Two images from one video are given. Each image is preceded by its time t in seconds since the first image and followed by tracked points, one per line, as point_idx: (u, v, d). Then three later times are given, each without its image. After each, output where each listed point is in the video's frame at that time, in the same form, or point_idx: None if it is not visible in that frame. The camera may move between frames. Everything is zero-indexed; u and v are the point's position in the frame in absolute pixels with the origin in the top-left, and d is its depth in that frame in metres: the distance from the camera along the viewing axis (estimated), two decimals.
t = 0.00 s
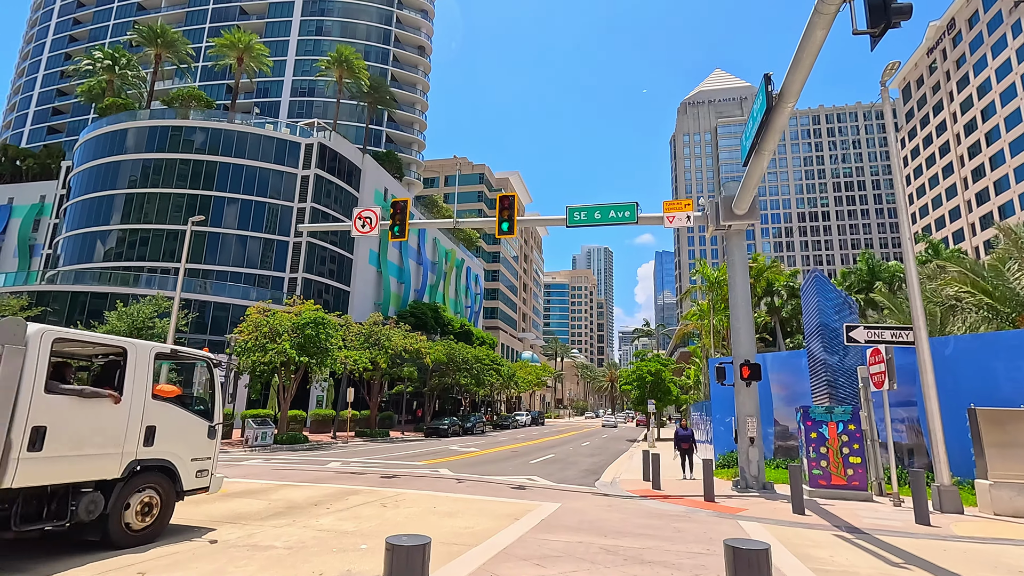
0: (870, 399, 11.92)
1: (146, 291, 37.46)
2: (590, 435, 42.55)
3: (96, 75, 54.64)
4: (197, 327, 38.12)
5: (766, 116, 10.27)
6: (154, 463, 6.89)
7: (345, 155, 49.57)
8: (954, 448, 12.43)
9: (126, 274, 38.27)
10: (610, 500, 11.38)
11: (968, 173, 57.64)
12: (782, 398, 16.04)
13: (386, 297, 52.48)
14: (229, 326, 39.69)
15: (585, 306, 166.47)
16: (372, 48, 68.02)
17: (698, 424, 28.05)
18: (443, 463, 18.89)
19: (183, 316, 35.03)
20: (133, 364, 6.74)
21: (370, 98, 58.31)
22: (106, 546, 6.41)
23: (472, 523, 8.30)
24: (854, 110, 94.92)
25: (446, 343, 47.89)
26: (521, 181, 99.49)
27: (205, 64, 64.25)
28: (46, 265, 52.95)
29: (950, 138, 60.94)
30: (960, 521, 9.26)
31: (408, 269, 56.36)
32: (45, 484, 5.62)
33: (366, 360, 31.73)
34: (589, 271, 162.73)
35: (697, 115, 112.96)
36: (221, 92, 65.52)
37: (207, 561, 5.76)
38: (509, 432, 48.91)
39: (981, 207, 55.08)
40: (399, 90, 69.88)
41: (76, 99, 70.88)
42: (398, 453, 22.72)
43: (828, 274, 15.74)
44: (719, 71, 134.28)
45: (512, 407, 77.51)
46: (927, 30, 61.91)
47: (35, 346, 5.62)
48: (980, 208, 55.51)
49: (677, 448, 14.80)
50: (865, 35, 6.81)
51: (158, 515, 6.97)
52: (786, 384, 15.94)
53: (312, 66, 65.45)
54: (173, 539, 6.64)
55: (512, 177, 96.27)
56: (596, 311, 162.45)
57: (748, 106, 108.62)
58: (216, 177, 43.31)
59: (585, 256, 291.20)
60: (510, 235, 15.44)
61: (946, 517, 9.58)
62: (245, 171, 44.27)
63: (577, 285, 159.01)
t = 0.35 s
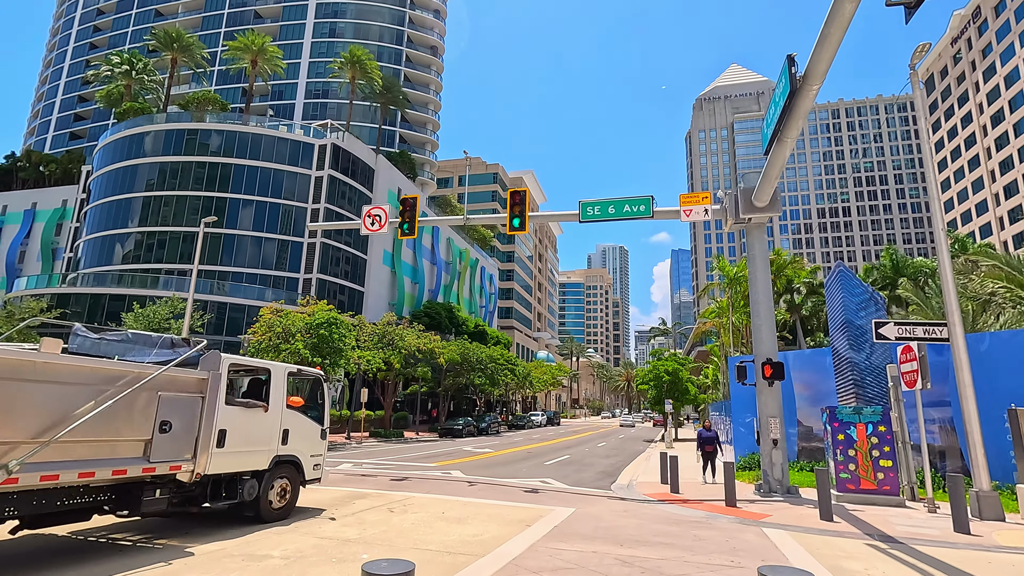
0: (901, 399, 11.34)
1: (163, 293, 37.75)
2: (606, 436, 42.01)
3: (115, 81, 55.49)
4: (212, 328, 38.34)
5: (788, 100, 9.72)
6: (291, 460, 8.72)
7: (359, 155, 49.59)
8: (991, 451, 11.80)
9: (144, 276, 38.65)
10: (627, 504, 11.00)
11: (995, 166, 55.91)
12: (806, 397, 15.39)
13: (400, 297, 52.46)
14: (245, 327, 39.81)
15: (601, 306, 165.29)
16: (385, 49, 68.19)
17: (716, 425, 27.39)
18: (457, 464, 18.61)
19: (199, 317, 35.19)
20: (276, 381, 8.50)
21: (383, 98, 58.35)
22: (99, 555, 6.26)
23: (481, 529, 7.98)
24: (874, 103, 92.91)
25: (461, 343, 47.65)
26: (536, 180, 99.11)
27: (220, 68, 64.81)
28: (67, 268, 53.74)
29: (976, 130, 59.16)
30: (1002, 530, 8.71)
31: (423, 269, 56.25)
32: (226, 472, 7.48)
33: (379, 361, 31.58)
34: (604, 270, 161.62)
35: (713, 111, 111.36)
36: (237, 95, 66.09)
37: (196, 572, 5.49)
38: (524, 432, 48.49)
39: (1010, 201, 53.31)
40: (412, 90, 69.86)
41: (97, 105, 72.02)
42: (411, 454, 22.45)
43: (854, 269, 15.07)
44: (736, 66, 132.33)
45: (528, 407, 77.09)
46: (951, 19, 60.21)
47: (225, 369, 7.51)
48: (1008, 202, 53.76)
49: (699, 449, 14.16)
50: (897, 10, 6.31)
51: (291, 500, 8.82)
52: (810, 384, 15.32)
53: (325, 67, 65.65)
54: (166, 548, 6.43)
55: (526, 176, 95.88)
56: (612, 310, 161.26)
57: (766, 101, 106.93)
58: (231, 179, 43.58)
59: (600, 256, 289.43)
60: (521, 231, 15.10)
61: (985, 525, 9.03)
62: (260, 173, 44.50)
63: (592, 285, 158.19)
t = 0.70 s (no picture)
0: (926, 399, 10.82)
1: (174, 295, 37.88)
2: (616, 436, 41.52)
3: (128, 84, 55.98)
4: (222, 329, 38.39)
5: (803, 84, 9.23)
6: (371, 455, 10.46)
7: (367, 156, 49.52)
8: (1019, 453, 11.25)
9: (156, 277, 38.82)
10: (638, 507, 10.61)
11: (1015, 161, 54.62)
12: (825, 397, 14.84)
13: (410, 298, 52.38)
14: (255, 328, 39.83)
15: (612, 306, 164.32)
16: (394, 50, 68.23)
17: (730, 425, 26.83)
18: (464, 466, 18.29)
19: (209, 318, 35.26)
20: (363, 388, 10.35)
21: (392, 98, 58.29)
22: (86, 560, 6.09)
23: (484, 534, 7.64)
24: (889, 99, 91.36)
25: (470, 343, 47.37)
26: (545, 180, 98.66)
27: (231, 71, 65.14)
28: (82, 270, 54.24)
29: (995, 125, 57.79)
30: None
31: (432, 270, 56.12)
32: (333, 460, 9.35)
33: (388, 361, 31.37)
34: (615, 270, 160.64)
35: (725, 109, 110.17)
36: (247, 98, 66.45)
37: None
38: (534, 433, 48.09)
39: None
40: (421, 91, 69.76)
41: (111, 110, 72.75)
42: (418, 456, 22.18)
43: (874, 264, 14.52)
44: (748, 63, 130.94)
45: (539, 408, 76.65)
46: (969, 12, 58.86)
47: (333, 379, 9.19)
48: None
49: (715, 451, 13.68)
50: None
51: (374, 485, 10.71)
52: (828, 383, 14.78)
53: (335, 69, 65.76)
54: (158, 555, 6.26)
55: (536, 176, 95.52)
56: (623, 310, 160.22)
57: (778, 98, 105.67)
58: (242, 181, 43.68)
59: (611, 256, 288.18)
60: (528, 227, 14.76)
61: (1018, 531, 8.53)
62: (270, 174, 44.57)
63: (604, 285, 157.26)
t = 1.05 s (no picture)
0: (950, 400, 10.34)
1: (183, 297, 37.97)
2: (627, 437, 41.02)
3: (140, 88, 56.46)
4: (233, 329, 38.52)
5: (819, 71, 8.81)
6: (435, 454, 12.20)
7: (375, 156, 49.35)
8: None
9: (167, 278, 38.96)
10: (648, 513, 10.23)
11: None
12: (842, 398, 14.35)
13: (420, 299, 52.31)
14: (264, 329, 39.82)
15: (623, 307, 163.22)
16: (403, 52, 68.28)
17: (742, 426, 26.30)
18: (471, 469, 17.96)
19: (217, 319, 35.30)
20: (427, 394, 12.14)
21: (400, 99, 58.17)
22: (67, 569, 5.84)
23: (485, 541, 7.33)
24: (904, 95, 89.96)
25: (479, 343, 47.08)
26: (555, 180, 98.17)
27: (241, 73, 65.51)
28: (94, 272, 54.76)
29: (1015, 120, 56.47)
30: None
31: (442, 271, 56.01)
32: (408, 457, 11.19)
33: (396, 362, 31.18)
34: (625, 270, 159.80)
35: (736, 107, 109.08)
36: (257, 100, 66.77)
37: None
38: (544, 435, 47.78)
39: None
40: (429, 91, 69.60)
41: (124, 113, 73.43)
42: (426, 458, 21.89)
43: (894, 260, 13.95)
44: (759, 61, 129.54)
45: (549, 409, 76.29)
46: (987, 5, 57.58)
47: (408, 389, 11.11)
48: None
49: (730, 456, 13.24)
50: None
51: (435, 477, 12.50)
52: (845, 384, 14.27)
53: (344, 70, 65.86)
54: (152, 561, 6.09)
55: (546, 176, 95.11)
56: (634, 311, 159.27)
57: (791, 96, 104.43)
58: (251, 183, 43.77)
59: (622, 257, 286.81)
60: (534, 224, 14.42)
61: None
62: (279, 176, 44.63)
63: (614, 286, 156.57)
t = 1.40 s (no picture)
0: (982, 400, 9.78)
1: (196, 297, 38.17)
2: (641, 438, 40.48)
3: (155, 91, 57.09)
4: (246, 329, 38.68)
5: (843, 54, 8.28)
6: (490, 452, 13.71)
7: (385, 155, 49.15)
8: None
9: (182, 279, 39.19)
10: (663, 517, 9.85)
11: None
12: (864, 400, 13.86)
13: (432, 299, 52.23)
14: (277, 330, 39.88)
15: (637, 307, 161.93)
16: (414, 52, 68.31)
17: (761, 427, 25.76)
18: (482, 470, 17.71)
19: (229, 320, 35.39)
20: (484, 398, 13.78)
21: (411, 99, 58.11)
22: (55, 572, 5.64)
23: (492, 546, 7.00)
24: (925, 90, 88.03)
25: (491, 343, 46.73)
26: (568, 180, 97.66)
27: (254, 76, 66.06)
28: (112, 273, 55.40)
29: None
30: None
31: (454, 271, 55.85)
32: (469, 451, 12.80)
33: (406, 362, 31.03)
34: (639, 270, 158.58)
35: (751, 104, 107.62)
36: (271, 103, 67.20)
37: None
38: (556, 435, 47.37)
39: None
40: (441, 92, 69.48)
41: (140, 117, 74.29)
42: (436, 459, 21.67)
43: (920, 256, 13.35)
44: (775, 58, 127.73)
45: (563, 410, 75.86)
46: None
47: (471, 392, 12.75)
48: None
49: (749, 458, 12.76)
50: None
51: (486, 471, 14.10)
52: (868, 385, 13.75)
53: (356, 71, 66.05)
54: (152, 563, 5.94)
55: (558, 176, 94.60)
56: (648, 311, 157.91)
57: (807, 92, 102.85)
58: (264, 185, 43.95)
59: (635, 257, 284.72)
60: (544, 220, 14.06)
61: None
62: (291, 176, 44.73)
63: (628, 286, 155.62)
